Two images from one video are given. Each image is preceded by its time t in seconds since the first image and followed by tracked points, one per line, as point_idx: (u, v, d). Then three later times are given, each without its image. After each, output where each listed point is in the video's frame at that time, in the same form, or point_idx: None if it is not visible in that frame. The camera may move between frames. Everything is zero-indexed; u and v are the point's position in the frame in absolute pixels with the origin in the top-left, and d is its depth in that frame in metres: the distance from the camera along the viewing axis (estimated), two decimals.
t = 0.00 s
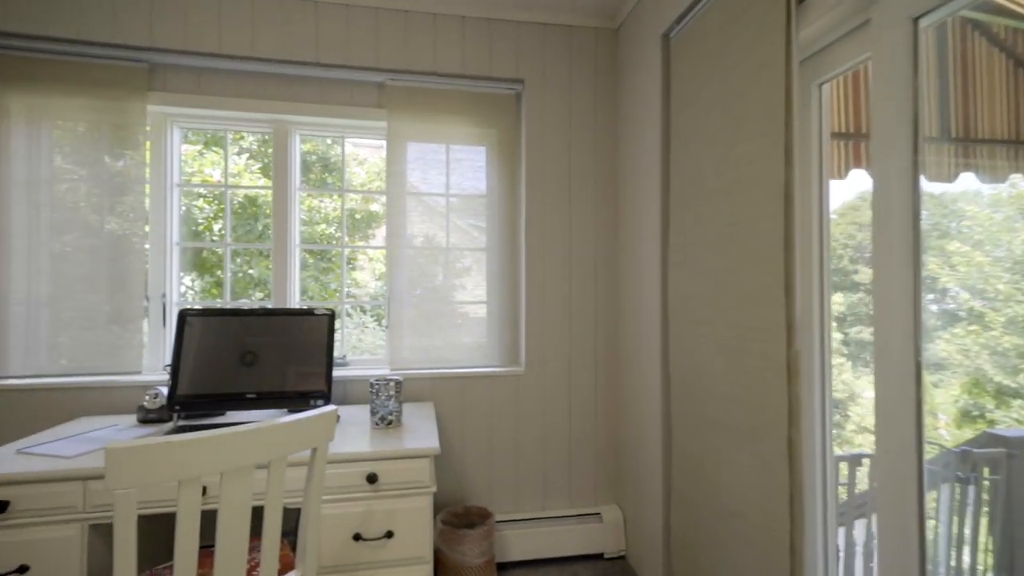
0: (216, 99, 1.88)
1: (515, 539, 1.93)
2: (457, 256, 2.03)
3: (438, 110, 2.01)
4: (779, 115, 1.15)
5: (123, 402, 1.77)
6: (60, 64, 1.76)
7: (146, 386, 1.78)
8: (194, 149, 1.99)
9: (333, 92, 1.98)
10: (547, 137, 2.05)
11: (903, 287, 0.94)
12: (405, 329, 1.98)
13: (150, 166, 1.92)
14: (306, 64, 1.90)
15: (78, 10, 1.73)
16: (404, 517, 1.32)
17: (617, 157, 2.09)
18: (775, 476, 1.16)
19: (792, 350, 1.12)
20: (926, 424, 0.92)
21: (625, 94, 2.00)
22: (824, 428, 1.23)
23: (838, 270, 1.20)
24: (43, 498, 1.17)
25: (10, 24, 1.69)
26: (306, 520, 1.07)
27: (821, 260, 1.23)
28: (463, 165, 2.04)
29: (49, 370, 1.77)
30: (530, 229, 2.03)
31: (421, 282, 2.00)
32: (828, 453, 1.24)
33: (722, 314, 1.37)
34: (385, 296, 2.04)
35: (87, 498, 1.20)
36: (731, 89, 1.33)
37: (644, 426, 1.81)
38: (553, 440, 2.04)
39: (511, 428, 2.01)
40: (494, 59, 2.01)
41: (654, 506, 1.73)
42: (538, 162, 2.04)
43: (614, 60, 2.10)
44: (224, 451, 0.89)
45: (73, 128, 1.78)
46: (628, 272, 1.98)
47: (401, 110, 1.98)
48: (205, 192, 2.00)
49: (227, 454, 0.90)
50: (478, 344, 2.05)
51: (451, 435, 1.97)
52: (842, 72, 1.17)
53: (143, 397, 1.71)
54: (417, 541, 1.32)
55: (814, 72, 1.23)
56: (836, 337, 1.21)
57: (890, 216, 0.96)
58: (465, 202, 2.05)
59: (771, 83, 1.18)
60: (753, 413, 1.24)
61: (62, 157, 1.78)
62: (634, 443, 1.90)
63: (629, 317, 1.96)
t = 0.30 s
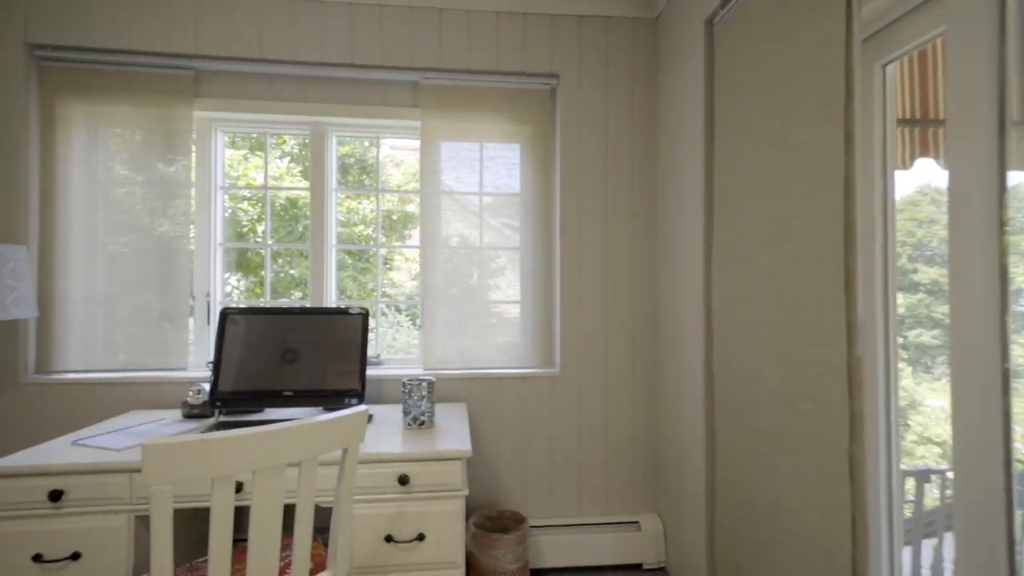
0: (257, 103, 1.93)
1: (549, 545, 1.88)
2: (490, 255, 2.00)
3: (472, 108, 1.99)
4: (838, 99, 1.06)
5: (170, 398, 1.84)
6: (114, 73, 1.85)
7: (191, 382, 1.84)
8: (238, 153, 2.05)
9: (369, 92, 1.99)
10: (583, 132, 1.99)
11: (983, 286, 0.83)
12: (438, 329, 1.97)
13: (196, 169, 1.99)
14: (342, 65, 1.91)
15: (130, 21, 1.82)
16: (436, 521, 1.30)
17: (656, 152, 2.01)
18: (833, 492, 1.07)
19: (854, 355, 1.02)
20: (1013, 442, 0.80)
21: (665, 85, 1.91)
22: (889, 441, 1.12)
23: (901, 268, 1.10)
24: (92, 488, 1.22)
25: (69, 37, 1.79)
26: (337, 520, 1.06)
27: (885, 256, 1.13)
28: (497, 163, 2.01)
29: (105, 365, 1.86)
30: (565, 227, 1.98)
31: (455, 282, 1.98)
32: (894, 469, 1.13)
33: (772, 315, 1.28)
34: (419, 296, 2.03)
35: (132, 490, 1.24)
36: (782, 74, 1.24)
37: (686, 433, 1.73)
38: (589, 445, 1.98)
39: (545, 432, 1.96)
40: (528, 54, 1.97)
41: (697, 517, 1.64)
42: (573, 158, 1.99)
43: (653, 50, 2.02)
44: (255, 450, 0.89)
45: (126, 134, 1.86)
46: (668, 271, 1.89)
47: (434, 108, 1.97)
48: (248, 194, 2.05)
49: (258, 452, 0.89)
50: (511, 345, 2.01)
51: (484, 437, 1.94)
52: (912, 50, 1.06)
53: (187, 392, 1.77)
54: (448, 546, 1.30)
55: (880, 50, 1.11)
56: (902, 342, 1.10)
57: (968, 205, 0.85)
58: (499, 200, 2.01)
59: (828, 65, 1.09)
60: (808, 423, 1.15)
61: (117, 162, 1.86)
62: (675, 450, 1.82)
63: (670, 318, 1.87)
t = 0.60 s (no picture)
0: (298, 106, 1.98)
1: (587, 549, 1.84)
2: (526, 253, 1.97)
3: (507, 104, 1.97)
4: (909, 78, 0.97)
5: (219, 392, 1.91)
6: (168, 82, 1.94)
7: (238, 377, 1.91)
8: (282, 157, 2.11)
9: (405, 92, 2.00)
10: (622, 125, 1.94)
11: None
12: (473, 327, 1.96)
13: (242, 172, 2.06)
14: (380, 66, 1.94)
15: (182, 32, 1.90)
16: (470, 521, 1.28)
17: (699, 144, 1.93)
18: (899, 503, 0.98)
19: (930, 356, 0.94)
20: None
21: (709, 74, 1.83)
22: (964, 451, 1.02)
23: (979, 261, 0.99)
24: (146, 476, 1.27)
25: (128, 49, 1.89)
26: (373, 515, 1.06)
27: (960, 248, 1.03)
28: (533, 159, 1.98)
29: (159, 360, 1.95)
30: (602, 224, 1.93)
31: (490, 280, 1.97)
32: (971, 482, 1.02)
33: (828, 313, 1.19)
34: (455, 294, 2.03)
35: (182, 479, 1.29)
36: (839, 52, 1.16)
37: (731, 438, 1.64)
38: (628, 447, 1.92)
39: (582, 433, 1.92)
40: (565, 46, 1.93)
41: (743, 525, 1.56)
42: (611, 151, 1.94)
43: (696, 37, 1.94)
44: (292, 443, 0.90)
45: (179, 140, 1.95)
46: (712, 267, 1.81)
47: (470, 106, 1.96)
48: (291, 195, 2.11)
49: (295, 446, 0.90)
50: (548, 344, 1.98)
51: (519, 436, 1.92)
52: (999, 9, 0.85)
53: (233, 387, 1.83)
54: (483, 546, 1.27)
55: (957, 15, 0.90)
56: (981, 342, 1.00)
57: None
58: (535, 197, 1.98)
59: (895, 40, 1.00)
60: (870, 429, 1.06)
61: (170, 166, 1.96)
62: (720, 454, 1.73)
63: (714, 317, 1.79)
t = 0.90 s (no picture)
0: (336, 107, 2.02)
1: (623, 554, 1.78)
2: (560, 250, 1.94)
3: (541, 98, 1.94)
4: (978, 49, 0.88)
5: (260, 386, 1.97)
6: (214, 88, 2.02)
7: (278, 372, 1.96)
8: (321, 158, 2.16)
9: (440, 90, 2.01)
10: (660, 117, 1.87)
11: None
12: (507, 325, 1.95)
13: (283, 173, 2.12)
14: (415, 66, 1.95)
15: (227, 39, 1.98)
16: (502, 521, 1.26)
17: (743, 134, 1.84)
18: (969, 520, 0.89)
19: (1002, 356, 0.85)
20: None
21: (754, 60, 1.74)
22: None
23: None
24: (190, 466, 1.32)
25: (178, 57, 1.99)
26: (405, 512, 1.05)
27: None
28: (567, 154, 1.94)
29: (206, 355, 2.03)
30: (639, 219, 1.88)
31: (523, 277, 1.95)
32: None
33: (886, 309, 1.10)
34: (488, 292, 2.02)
35: (223, 469, 1.33)
36: (899, 27, 1.07)
37: (778, 443, 1.55)
38: (667, 450, 1.85)
39: (618, 434, 1.87)
40: (601, 39, 1.89)
41: (791, 536, 1.47)
42: (649, 145, 1.88)
43: (740, 23, 1.85)
44: (325, 438, 0.90)
45: (224, 144, 2.03)
46: (757, 263, 1.72)
47: (504, 102, 1.95)
48: (330, 196, 2.16)
49: (328, 440, 0.91)
50: (582, 343, 1.93)
51: (553, 437, 1.88)
52: None
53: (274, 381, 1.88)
54: (515, 547, 1.25)
55: None
56: None
57: None
58: (569, 193, 1.94)
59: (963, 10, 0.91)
60: (936, 436, 0.97)
61: (216, 169, 2.03)
62: (766, 460, 1.64)
63: (759, 315, 1.70)
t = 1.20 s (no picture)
0: (371, 109, 2.06)
1: (658, 558, 1.74)
2: (593, 248, 1.91)
3: (573, 94, 1.91)
4: None
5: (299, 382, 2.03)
6: (256, 93, 2.09)
7: (316, 368, 2.01)
8: (356, 160, 2.21)
9: (472, 89, 2.01)
10: (697, 110, 1.82)
11: None
12: (539, 323, 1.94)
13: (320, 175, 2.18)
14: (447, 65, 1.96)
15: (267, 45, 2.05)
16: (534, 520, 1.25)
17: (786, 125, 1.76)
18: None
19: None
20: None
21: (798, 46, 1.67)
22: None
23: None
24: (232, 457, 1.37)
25: (222, 65, 2.07)
26: (437, 507, 1.06)
27: None
28: (600, 150, 1.91)
29: (248, 351, 2.11)
30: (675, 216, 1.83)
31: (555, 275, 1.93)
32: None
33: (946, 307, 1.02)
34: (520, 290, 2.01)
35: (263, 461, 1.37)
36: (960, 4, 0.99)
37: (824, 448, 1.48)
38: (704, 453, 1.80)
39: (653, 435, 1.82)
40: (635, 31, 1.85)
41: (838, 546, 1.40)
42: (685, 139, 1.83)
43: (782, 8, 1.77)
44: (360, 432, 0.92)
45: (265, 148, 2.10)
46: (801, 259, 1.65)
47: (536, 99, 1.93)
48: (365, 197, 2.20)
49: (362, 435, 0.92)
50: (616, 342, 1.90)
51: (586, 436, 1.86)
52: None
53: (311, 377, 1.93)
54: (547, 547, 1.23)
55: None
56: None
57: None
58: (602, 189, 1.91)
59: None
60: (1003, 444, 0.89)
61: (258, 171, 2.11)
62: (811, 466, 1.57)
63: (804, 314, 1.62)
